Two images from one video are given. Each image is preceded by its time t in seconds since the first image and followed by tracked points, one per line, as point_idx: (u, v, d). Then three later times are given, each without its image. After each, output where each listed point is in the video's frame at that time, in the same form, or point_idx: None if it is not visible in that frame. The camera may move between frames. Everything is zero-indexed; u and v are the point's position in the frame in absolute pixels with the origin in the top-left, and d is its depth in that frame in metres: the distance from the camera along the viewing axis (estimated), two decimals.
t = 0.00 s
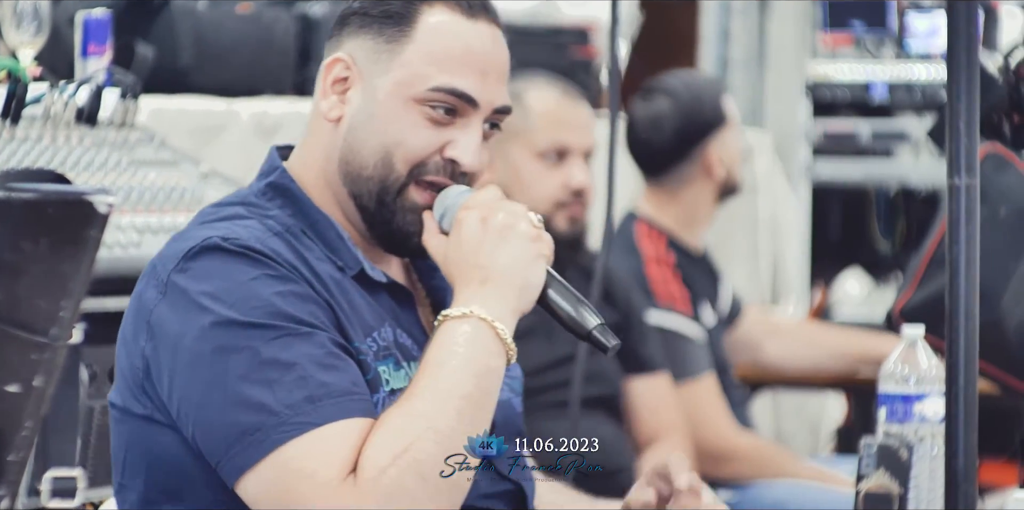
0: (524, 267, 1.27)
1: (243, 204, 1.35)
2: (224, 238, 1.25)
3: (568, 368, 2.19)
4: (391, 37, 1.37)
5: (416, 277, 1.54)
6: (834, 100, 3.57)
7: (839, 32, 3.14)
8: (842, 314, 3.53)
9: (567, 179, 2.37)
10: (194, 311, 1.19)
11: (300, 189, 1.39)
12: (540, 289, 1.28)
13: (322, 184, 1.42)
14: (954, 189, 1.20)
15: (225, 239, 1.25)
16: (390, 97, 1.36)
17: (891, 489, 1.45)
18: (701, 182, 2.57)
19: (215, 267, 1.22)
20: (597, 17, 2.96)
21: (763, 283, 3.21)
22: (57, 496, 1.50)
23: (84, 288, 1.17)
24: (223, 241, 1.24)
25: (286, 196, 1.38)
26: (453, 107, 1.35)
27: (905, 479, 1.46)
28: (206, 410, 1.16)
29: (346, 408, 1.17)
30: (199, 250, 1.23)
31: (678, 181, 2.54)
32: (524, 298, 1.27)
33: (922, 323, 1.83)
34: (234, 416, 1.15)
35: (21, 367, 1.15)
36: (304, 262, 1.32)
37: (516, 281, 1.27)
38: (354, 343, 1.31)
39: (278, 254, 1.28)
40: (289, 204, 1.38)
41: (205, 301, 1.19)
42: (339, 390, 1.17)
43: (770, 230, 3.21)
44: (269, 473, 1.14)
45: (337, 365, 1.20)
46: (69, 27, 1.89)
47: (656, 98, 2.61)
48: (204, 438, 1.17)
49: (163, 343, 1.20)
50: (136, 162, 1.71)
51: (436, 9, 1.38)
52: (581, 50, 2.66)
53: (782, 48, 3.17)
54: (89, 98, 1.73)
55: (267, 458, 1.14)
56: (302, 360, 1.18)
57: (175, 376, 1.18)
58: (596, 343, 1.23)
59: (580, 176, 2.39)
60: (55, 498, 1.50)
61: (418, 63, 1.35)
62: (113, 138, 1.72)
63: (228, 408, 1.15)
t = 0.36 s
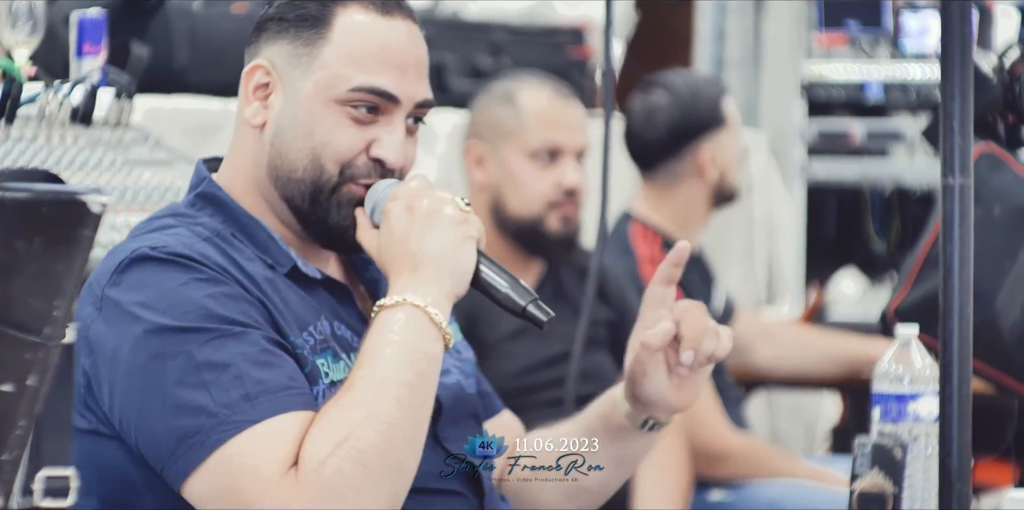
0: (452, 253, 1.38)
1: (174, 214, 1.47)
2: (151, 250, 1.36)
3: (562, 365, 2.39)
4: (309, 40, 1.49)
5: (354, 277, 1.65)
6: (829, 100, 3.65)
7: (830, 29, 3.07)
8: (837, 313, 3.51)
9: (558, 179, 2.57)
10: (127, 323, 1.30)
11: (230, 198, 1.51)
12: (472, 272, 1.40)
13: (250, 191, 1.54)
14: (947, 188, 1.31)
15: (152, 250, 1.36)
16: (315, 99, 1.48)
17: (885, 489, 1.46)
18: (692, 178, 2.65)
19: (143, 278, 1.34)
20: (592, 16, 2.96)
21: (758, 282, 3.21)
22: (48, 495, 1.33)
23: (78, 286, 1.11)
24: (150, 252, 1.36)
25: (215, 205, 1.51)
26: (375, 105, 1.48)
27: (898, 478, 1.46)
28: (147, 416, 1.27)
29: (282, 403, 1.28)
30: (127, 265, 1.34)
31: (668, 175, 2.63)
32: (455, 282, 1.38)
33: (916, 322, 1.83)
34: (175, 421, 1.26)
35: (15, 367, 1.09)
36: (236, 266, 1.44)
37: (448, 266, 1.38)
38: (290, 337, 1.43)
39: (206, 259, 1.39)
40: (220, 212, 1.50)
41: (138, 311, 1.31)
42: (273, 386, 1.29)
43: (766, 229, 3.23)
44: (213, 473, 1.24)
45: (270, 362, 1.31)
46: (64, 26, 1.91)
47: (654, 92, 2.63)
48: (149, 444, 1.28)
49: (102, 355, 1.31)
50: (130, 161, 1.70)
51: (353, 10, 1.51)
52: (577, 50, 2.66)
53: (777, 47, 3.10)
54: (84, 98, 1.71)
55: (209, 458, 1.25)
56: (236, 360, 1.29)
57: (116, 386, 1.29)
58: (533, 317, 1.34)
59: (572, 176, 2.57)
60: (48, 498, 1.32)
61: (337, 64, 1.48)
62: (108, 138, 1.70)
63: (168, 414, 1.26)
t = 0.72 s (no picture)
0: (420, 243, 1.36)
1: (146, 217, 1.47)
2: (123, 248, 1.38)
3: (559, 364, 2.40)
4: (270, 40, 1.48)
5: (329, 276, 1.65)
6: (826, 98, 3.63)
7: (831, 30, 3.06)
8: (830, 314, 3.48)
9: (553, 178, 2.58)
10: (99, 321, 1.31)
11: (200, 201, 1.51)
12: (441, 262, 1.37)
13: (221, 193, 1.54)
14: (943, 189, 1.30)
15: (124, 248, 1.38)
16: (278, 97, 1.48)
17: (882, 487, 1.46)
18: (697, 182, 2.66)
19: (115, 278, 1.35)
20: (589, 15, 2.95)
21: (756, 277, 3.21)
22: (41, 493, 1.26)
23: (72, 285, 0.99)
24: (122, 251, 1.37)
25: (186, 208, 1.51)
26: (338, 98, 1.48)
27: (895, 477, 1.46)
28: (121, 414, 1.28)
29: (254, 397, 1.27)
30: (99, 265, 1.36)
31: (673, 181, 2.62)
32: (424, 273, 1.36)
33: (913, 322, 1.80)
34: (148, 419, 1.26)
35: (10, 367, 0.98)
36: (207, 264, 1.44)
37: (416, 258, 1.35)
38: (263, 334, 1.43)
39: (178, 255, 1.40)
40: (191, 214, 1.50)
41: (109, 309, 1.32)
42: (245, 381, 1.28)
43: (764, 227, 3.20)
44: (187, 470, 1.24)
45: (241, 357, 1.31)
46: (60, 25, 1.92)
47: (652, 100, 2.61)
48: (124, 442, 1.29)
49: (78, 355, 1.33)
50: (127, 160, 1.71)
51: (315, 7, 1.50)
52: (572, 48, 2.56)
53: (775, 45, 3.19)
54: (79, 97, 1.68)
55: (183, 455, 1.25)
56: (207, 356, 1.29)
57: (89, 387, 1.31)
58: (502, 307, 1.32)
59: (567, 176, 2.59)
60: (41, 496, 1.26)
61: (300, 62, 1.48)
62: (104, 137, 1.68)
63: (141, 411, 1.27)
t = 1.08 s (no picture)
0: (414, 210, 1.35)
1: (147, 213, 1.46)
2: (129, 243, 1.35)
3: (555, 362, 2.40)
4: (240, 25, 1.48)
5: (331, 269, 1.66)
6: (822, 98, 3.60)
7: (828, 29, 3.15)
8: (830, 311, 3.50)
9: (547, 188, 2.54)
10: (107, 315, 1.28)
11: (202, 195, 1.49)
12: (438, 230, 1.37)
13: (218, 184, 1.52)
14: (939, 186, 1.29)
15: (129, 242, 1.36)
16: (261, 75, 1.46)
17: (877, 486, 1.45)
18: (696, 181, 2.76)
19: (122, 272, 1.32)
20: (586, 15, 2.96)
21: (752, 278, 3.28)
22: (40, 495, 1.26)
23: (68, 283, 1.01)
24: (128, 245, 1.35)
25: (187, 202, 1.49)
26: (320, 66, 1.47)
27: (890, 477, 1.46)
28: (133, 406, 1.24)
29: (267, 382, 1.24)
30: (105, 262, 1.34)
31: (671, 183, 2.73)
32: (422, 241, 1.35)
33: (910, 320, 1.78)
34: (161, 409, 1.22)
35: (7, 365, 0.99)
36: (212, 257, 1.42)
37: (411, 223, 1.35)
38: (271, 324, 1.40)
39: (183, 248, 1.38)
40: (192, 209, 1.49)
41: (117, 302, 1.29)
42: (257, 366, 1.24)
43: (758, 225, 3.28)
44: (204, 459, 1.20)
45: (252, 345, 1.27)
46: (55, 23, 1.91)
47: (650, 101, 2.78)
48: (138, 436, 1.24)
49: (87, 352, 1.29)
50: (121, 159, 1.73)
51: None
52: (569, 48, 2.64)
53: (772, 43, 3.18)
54: (76, 95, 1.62)
55: (199, 444, 1.20)
56: (218, 343, 1.25)
57: (100, 383, 1.27)
58: (504, 267, 1.33)
59: (561, 187, 2.55)
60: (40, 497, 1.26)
61: (275, 37, 1.46)
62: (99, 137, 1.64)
63: (153, 401, 1.23)
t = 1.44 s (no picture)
0: (412, 216, 1.35)
1: (137, 216, 1.46)
2: (120, 245, 1.36)
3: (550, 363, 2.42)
4: (257, 29, 1.48)
5: (320, 272, 1.65)
6: (821, 97, 3.62)
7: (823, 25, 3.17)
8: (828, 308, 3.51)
9: (546, 199, 2.53)
10: (101, 318, 1.29)
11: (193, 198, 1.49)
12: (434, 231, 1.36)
13: (212, 188, 1.52)
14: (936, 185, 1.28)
15: (121, 244, 1.36)
16: (269, 82, 1.47)
17: (876, 485, 1.45)
18: (692, 180, 2.77)
19: (114, 275, 1.33)
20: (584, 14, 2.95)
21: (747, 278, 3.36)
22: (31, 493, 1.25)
23: (64, 282, 1.02)
24: (120, 248, 1.35)
25: (178, 205, 1.49)
26: (329, 83, 1.48)
27: (888, 475, 1.46)
28: (127, 408, 1.25)
29: (262, 384, 1.25)
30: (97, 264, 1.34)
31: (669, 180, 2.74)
32: (420, 248, 1.34)
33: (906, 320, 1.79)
34: (156, 411, 1.23)
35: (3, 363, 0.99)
36: (204, 258, 1.43)
37: (409, 229, 1.34)
38: (264, 324, 1.41)
39: (175, 250, 1.38)
40: (183, 211, 1.49)
41: (112, 305, 1.29)
42: (252, 369, 1.26)
43: (756, 224, 3.42)
44: (199, 459, 1.21)
45: (246, 347, 1.29)
46: (51, 22, 1.90)
47: (646, 100, 2.76)
48: (132, 437, 1.25)
49: (79, 354, 1.30)
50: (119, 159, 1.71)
51: None
52: (567, 47, 2.61)
53: (768, 45, 3.09)
54: (73, 94, 1.64)
55: (195, 445, 1.22)
56: (212, 345, 1.26)
57: (93, 385, 1.27)
58: (503, 264, 1.33)
59: (560, 198, 2.53)
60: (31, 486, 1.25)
61: (289, 47, 1.47)
62: (96, 134, 1.67)
63: (148, 403, 1.24)
